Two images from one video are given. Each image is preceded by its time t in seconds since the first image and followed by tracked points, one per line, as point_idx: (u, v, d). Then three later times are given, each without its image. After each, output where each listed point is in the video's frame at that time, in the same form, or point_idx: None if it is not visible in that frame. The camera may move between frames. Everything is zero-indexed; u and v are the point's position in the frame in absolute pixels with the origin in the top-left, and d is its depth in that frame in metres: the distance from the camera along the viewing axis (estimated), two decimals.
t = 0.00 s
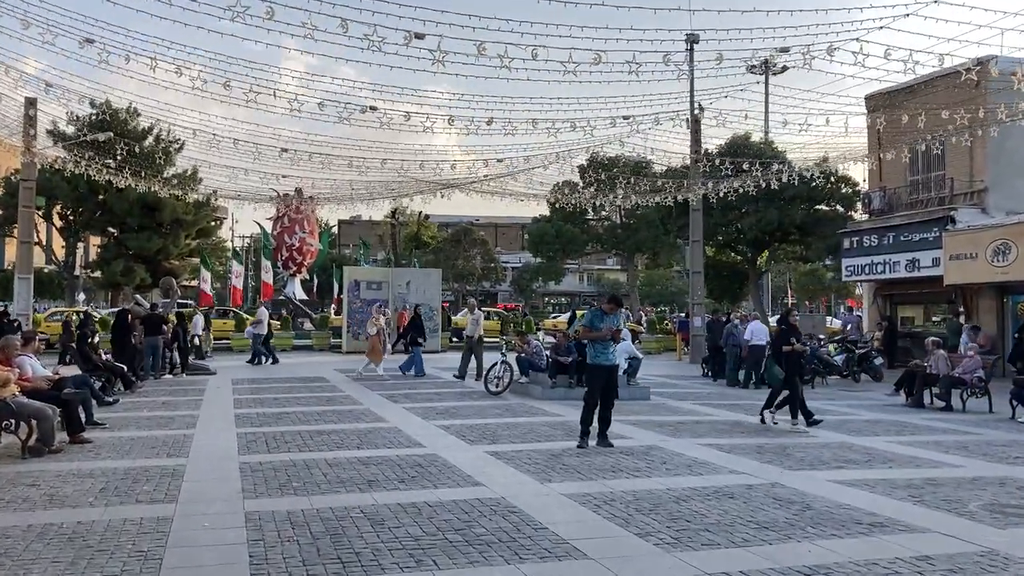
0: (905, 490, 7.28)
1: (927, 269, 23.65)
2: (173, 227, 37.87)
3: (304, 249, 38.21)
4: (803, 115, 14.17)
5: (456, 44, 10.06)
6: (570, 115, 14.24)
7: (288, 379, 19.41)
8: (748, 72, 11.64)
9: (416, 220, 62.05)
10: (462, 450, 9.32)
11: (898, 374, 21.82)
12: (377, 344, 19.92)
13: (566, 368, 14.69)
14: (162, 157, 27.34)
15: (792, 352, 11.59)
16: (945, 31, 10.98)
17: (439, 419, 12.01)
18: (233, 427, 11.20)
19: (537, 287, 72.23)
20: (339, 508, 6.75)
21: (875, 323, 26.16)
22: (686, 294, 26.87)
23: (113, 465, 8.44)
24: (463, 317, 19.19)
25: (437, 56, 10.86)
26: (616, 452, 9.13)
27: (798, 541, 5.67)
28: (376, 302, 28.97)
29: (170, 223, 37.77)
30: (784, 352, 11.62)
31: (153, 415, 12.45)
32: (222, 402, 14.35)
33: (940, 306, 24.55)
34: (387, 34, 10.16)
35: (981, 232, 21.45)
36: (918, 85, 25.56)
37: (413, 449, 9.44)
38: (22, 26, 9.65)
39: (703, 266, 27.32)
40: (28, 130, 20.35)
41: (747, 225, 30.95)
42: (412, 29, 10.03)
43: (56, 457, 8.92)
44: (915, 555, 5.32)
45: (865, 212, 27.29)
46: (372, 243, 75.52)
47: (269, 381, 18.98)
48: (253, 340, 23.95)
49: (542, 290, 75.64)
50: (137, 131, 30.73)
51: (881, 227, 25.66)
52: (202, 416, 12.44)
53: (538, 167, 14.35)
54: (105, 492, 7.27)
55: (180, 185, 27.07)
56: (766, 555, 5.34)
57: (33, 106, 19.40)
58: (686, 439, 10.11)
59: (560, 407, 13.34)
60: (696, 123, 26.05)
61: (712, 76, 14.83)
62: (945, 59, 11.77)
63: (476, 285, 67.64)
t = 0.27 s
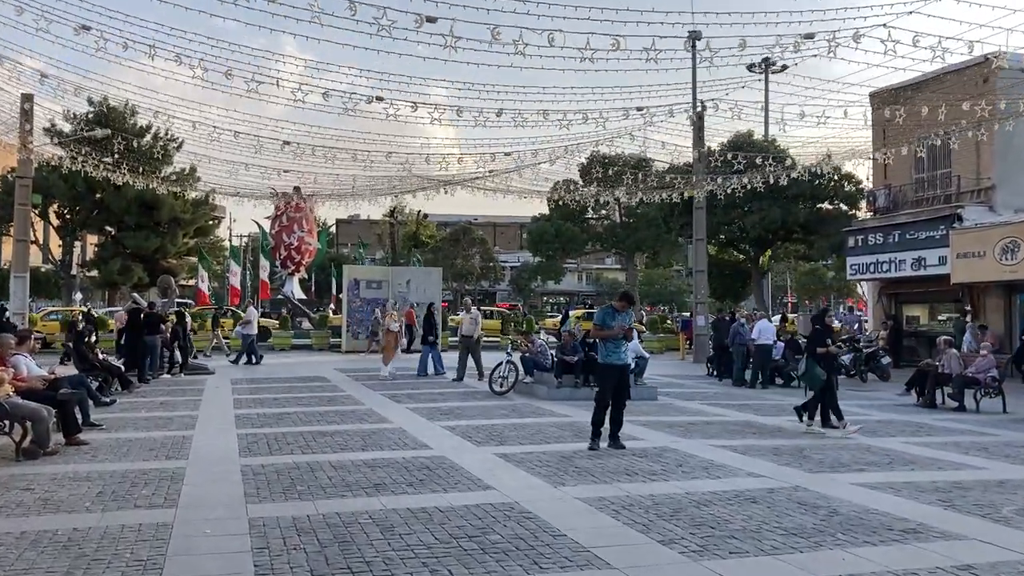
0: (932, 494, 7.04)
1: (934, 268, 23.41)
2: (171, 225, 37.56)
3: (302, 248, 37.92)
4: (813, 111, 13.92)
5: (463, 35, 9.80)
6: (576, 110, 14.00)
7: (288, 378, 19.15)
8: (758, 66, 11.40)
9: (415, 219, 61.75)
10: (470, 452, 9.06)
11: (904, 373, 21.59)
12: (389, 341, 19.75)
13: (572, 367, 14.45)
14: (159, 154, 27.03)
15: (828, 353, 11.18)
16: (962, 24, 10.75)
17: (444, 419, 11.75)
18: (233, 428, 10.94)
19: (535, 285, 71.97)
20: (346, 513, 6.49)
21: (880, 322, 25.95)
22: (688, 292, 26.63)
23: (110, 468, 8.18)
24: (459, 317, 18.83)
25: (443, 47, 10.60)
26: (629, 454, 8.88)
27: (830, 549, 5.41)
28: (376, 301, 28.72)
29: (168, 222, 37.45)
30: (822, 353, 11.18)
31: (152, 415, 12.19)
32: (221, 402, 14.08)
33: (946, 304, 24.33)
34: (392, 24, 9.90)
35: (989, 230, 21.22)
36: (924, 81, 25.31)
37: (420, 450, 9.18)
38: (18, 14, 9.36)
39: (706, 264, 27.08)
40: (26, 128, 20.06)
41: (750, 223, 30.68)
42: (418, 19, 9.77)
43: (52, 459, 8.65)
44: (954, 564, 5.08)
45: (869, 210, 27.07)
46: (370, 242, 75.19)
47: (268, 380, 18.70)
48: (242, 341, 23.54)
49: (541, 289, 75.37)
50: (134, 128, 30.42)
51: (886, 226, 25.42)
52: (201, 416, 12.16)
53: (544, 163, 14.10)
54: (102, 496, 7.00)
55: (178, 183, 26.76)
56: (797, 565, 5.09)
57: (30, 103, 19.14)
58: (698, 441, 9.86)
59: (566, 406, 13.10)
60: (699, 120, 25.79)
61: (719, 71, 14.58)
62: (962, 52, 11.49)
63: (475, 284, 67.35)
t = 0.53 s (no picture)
0: (967, 507, 6.67)
1: (942, 268, 23.09)
2: (169, 225, 37.21)
3: (300, 248, 37.54)
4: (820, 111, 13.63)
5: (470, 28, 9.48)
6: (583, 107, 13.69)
7: (287, 381, 18.83)
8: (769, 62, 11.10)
9: (415, 219, 61.41)
10: (479, 461, 8.73)
11: (912, 376, 21.29)
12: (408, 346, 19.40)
13: (579, 371, 14.13)
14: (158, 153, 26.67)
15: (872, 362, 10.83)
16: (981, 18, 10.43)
17: (450, 425, 11.44)
18: (233, 434, 10.62)
19: (535, 285, 71.73)
20: (353, 528, 6.12)
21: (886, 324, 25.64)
22: (692, 293, 26.33)
23: (104, 479, 7.84)
24: (457, 317, 18.20)
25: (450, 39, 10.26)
26: (644, 463, 8.55)
27: (870, 571, 5.04)
28: (377, 302, 28.40)
29: (166, 222, 37.09)
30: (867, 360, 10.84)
31: (149, 420, 11.86)
32: (221, 407, 13.75)
33: (954, 306, 24.04)
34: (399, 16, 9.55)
35: (999, 231, 20.90)
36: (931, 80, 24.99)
37: (427, 459, 8.85)
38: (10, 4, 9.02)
39: (710, 265, 26.79)
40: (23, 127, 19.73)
41: (754, 223, 30.36)
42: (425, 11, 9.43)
43: (45, 469, 8.32)
44: None
45: (875, 210, 26.79)
46: (369, 242, 74.88)
47: (268, 383, 18.36)
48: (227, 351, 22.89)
49: (540, 289, 75.10)
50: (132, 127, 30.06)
51: (893, 225, 25.13)
52: (201, 421, 11.84)
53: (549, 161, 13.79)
54: (96, 510, 6.67)
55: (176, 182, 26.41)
56: None
57: (26, 102, 18.80)
58: (714, 448, 9.52)
59: (574, 411, 12.79)
60: (703, 118, 25.47)
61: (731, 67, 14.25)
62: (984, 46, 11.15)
63: (474, 285, 67.03)
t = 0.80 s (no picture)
0: (1001, 512, 6.36)
1: (950, 266, 22.80)
2: (167, 224, 36.86)
3: (299, 247, 37.22)
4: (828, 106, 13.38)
5: (475, 16, 9.17)
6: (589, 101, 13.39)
7: (287, 381, 18.51)
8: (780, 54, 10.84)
9: (414, 218, 61.10)
10: (487, 463, 8.42)
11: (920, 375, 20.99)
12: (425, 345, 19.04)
13: (586, 370, 13.85)
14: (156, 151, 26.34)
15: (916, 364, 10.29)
16: (999, 6, 10.14)
17: (454, 425, 11.14)
18: (232, 435, 10.32)
19: (534, 284, 71.46)
20: (357, 534, 5.81)
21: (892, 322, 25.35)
22: (696, 292, 26.03)
23: (98, 482, 7.53)
24: (456, 317, 17.82)
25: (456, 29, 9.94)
26: (659, 465, 8.23)
27: None
28: (377, 301, 28.10)
29: (164, 220, 36.76)
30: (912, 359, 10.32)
31: (147, 421, 11.57)
32: (220, 407, 13.44)
33: (961, 304, 23.75)
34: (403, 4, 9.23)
35: (1009, 228, 20.61)
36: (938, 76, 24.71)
37: (433, 461, 8.54)
38: None
39: (714, 264, 26.49)
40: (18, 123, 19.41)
41: (758, 221, 30.05)
42: None
43: (37, 472, 8.02)
44: None
45: (880, 208, 26.49)
46: (369, 242, 74.57)
47: (267, 383, 18.05)
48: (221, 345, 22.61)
49: (540, 288, 74.82)
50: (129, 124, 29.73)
51: (899, 223, 24.84)
52: (199, 422, 11.54)
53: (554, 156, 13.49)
54: (88, 516, 6.36)
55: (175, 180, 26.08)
56: None
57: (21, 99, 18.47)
58: (729, 450, 9.21)
59: (581, 411, 12.48)
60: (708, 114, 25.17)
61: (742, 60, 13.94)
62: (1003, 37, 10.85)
63: (474, 284, 66.75)
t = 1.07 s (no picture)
0: None
1: (958, 266, 22.50)
2: (166, 224, 36.54)
3: (300, 247, 36.93)
4: (838, 102, 13.13)
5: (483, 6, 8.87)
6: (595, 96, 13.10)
7: (287, 382, 18.24)
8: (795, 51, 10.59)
9: (414, 217, 60.82)
10: (496, 470, 8.13)
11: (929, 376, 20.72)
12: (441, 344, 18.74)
13: (593, 372, 13.56)
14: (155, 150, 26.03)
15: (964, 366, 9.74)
16: None
17: (460, 429, 10.85)
18: (230, 440, 10.02)
19: (535, 284, 71.19)
20: (362, 548, 5.52)
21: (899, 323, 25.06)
22: (701, 292, 25.73)
23: (92, 490, 7.25)
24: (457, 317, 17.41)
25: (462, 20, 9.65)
26: (674, 473, 7.93)
27: None
28: (378, 301, 27.82)
29: (163, 220, 36.46)
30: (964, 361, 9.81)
31: (143, 425, 11.26)
32: (220, 409, 13.15)
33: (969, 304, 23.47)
34: None
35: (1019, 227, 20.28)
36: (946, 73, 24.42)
37: (439, 468, 8.24)
38: None
39: (720, 264, 26.19)
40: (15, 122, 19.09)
41: (763, 220, 29.76)
42: None
43: (28, 480, 7.73)
44: None
45: (887, 207, 26.20)
46: (369, 242, 74.31)
47: (267, 384, 17.77)
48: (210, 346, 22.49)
49: (541, 289, 74.56)
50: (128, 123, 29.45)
51: (907, 222, 24.55)
52: (198, 425, 11.24)
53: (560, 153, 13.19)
54: (79, 527, 6.07)
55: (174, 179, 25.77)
56: None
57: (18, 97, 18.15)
58: (743, 456, 8.93)
59: (589, 415, 12.18)
60: (713, 113, 24.89)
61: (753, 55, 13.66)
62: None
63: (474, 284, 66.49)
